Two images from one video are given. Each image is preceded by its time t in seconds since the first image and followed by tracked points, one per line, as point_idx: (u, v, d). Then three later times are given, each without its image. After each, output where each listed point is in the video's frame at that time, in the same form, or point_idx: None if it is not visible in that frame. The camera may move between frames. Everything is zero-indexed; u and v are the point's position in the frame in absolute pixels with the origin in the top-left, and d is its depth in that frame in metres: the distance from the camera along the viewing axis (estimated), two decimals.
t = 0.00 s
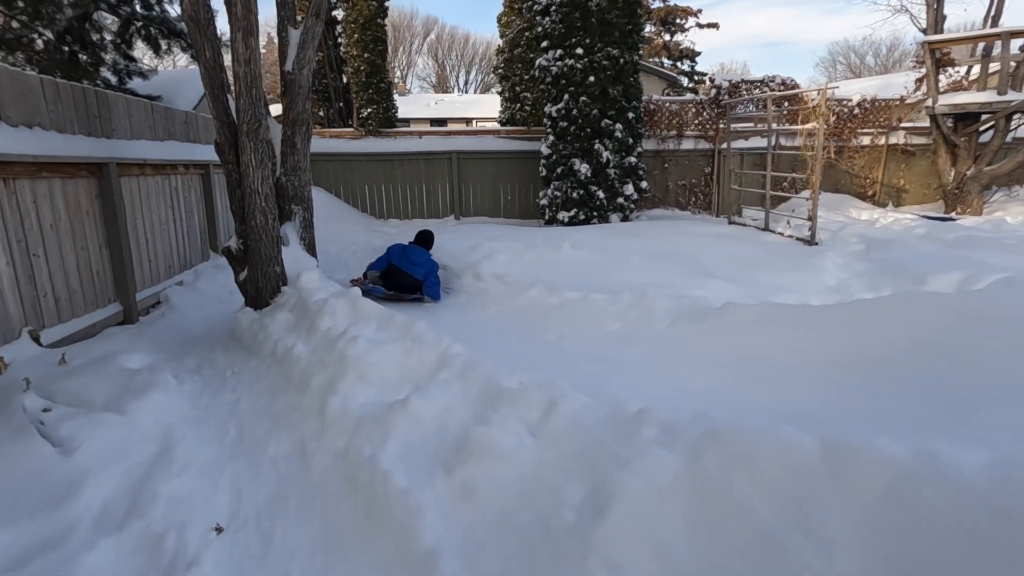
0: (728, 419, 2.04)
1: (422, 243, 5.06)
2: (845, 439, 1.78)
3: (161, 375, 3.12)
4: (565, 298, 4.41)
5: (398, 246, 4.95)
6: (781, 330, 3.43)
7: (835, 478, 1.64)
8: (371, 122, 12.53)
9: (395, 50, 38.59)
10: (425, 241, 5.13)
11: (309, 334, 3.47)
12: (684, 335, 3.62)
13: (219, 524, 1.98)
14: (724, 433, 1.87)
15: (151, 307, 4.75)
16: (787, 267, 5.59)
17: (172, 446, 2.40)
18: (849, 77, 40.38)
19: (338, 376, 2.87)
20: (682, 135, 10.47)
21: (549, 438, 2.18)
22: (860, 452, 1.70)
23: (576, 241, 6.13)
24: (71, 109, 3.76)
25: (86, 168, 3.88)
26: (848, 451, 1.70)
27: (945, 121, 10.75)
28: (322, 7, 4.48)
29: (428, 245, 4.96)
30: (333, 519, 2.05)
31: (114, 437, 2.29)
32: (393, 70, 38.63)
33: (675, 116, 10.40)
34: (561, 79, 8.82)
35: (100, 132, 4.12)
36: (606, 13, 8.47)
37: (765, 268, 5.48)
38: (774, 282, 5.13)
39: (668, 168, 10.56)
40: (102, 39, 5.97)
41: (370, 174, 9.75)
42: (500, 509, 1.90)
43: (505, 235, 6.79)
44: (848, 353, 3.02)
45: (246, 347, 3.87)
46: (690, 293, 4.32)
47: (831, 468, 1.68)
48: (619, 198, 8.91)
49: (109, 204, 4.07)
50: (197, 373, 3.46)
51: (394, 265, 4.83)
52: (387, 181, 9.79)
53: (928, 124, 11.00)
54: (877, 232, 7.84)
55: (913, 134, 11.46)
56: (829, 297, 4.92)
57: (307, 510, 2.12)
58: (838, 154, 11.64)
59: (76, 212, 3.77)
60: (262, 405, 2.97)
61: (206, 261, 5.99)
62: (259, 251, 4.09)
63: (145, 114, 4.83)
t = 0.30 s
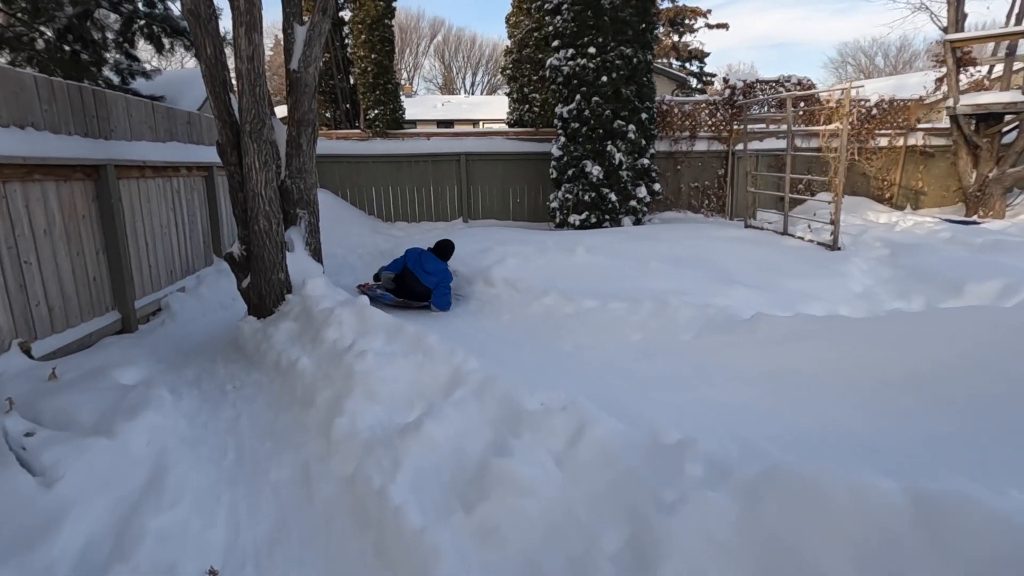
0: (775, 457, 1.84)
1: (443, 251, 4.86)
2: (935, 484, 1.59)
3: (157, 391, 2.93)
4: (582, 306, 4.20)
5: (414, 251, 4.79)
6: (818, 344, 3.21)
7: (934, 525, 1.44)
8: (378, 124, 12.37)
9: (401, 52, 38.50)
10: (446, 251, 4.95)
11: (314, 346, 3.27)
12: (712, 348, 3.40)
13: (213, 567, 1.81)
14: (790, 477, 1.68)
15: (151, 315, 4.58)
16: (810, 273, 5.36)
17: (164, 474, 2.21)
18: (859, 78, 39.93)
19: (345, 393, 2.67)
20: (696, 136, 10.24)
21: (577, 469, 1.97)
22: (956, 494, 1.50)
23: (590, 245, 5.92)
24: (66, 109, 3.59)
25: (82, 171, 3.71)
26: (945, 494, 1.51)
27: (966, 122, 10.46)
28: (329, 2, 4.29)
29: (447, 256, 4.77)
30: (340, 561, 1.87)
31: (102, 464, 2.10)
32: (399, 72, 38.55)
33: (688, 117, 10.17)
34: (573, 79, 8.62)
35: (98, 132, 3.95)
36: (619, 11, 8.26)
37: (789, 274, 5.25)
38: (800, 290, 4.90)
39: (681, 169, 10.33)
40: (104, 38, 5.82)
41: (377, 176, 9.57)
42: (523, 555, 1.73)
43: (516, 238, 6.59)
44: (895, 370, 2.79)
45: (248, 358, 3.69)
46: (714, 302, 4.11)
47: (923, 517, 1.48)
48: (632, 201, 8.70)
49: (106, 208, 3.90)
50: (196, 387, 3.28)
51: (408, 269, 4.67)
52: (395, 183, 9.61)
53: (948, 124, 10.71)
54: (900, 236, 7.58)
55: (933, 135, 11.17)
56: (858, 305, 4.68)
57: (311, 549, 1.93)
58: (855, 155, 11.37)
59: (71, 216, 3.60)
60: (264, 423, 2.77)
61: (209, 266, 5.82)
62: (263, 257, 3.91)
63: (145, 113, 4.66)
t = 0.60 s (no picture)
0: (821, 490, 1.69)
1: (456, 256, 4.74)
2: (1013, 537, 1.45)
3: (157, 404, 2.82)
4: (596, 313, 4.05)
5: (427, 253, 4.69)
6: (849, 357, 3.04)
7: None
8: (387, 125, 12.27)
9: (409, 53, 38.48)
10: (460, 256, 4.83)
11: (320, 355, 3.15)
12: (735, 360, 3.24)
13: None
14: (847, 521, 1.53)
15: (155, 320, 4.48)
16: (831, 278, 5.18)
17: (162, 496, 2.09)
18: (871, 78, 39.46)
19: (352, 408, 2.54)
20: (708, 136, 10.05)
21: (602, 498, 1.83)
22: None
23: (603, 249, 5.77)
24: (67, 110, 3.48)
25: (83, 173, 3.61)
26: None
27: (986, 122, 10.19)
28: None
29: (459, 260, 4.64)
30: None
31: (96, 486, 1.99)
32: (407, 73, 38.53)
33: (700, 117, 9.99)
34: (584, 79, 8.46)
35: (100, 133, 3.85)
36: (632, 9, 8.10)
37: (810, 280, 5.08)
38: (822, 296, 4.72)
39: (693, 170, 10.15)
40: (110, 38, 5.74)
41: (385, 177, 9.47)
42: None
43: (526, 241, 6.45)
44: (935, 387, 2.63)
45: (253, 367, 3.58)
46: (735, 310, 3.95)
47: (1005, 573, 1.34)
48: (643, 203, 8.55)
49: (108, 211, 3.80)
50: (199, 398, 3.16)
51: (419, 270, 4.55)
52: (402, 184, 9.50)
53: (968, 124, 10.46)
54: (920, 240, 7.38)
55: (952, 135, 10.92)
56: (884, 312, 4.50)
57: None
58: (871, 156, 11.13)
59: (72, 220, 3.49)
60: (267, 438, 2.65)
61: (215, 270, 5.73)
62: (268, 262, 3.79)
63: (150, 115, 4.56)
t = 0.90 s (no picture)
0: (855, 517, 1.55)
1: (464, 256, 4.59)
2: None
3: (149, 413, 2.72)
4: (605, 317, 3.92)
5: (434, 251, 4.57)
6: (871, 366, 2.90)
7: None
8: (392, 126, 12.19)
9: (416, 54, 38.46)
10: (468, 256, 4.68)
11: (319, 361, 3.04)
12: (750, 367, 3.10)
13: None
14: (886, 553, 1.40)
15: (153, 323, 4.39)
16: (846, 281, 5.02)
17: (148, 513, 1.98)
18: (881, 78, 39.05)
19: (350, 418, 2.42)
20: (717, 136, 9.90)
21: (613, 520, 1.70)
22: None
23: (610, 251, 5.64)
24: (61, 108, 3.40)
25: (77, 173, 3.52)
26: None
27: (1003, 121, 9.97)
28: None
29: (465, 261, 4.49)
30: None
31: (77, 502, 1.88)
32: (414, 75, 38.51)
33: (709, 117, 9.84)
34: (591, 78, 8.33)
35: (96, 133, 3.76)
36: (640, 6, 7.96)
37: (824, 283, 4.92)
38: (838, 300, 4.57)
39: (701, 171, 9.99)
40: (111, 38, 5.67)
41: (390, 178, 9.38)
42: None
43: (532, 243, 6.32)
44: (966, 399, 2.48)
45: (250, 372, 3.47)
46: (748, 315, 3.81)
47: None
48: (651, 203, 8.42)
49: (104, 212, 3.71)
50: (194, 405, 3.06)
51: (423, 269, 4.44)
52: (407, 185, 9.41)
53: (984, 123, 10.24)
54: (937, 241, 7.19)
55: (967, 134, 10.70)
56: (903, 316, 4.34)
57: None
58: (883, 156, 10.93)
59: (66, 221, 3.41)
60: (261, 448, 2.54)
61: (216, 271, 5.64)
62: (266, 264, 3.69)
63: (149, 114, 4.48)
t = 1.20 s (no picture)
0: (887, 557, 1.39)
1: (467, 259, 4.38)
2: None
3: (127, 426, 2.57)
4: (610, 321, 3.75)
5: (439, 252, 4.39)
6: (894, 377, 2.73)
7: None
8: (394, 126, 12.04)
9: (420, 55, 38.37)
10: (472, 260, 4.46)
11: (308, 369, 2.89)
12: (764, 376, 2.93)
13: None
14: None
15: (143, 328, 4.26)
16: (859, 284, 4.84)
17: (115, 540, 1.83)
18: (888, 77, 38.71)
19: (338, 431, 2.26)
20: (723, 135, 9.72)
21: (619, 552, 1.54)
22: None
23: (615, 252, 5.47)
24: (41, 105, 3.26)
25: (61, 173, 3.39)
26: None
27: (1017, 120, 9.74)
28: None
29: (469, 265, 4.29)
30: None
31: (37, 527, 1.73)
32: (417, 75, 38.39)
33: (715, 115, 9.66)
34: (594, 76, 8.17)
35: (80, 131, 3.63)
36: (645, 2, 7.79)
37: (837, 286, 4.74)
38: (851, 303, 4.39)
39: (707, 170, 9.82)
40: (103, 35, 5.54)
41: (391, 178, 9.23)
42: None
43: (535, 244, 6.16)
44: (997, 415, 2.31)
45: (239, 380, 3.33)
46: (759, 320, 3.64)
47: None
48: (656, 204, 8.25)
49: (88, 214, 3.58)
50: (178, 415, 2.92)
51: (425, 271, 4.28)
52: (408, 185, 9.27)
53: (997, 121, 10.01)
54: (950, 242, 6.99)
55: (979, 132, 10.48)
56: (920, 321, 4.16)
57: None
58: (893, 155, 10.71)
59: (47, 223, 3.27)
60: (245, 463, 2.38)
61: (210, 274, 5.51)
62: (256, 267, 3.55)
63: (139, 113, 4.35)
